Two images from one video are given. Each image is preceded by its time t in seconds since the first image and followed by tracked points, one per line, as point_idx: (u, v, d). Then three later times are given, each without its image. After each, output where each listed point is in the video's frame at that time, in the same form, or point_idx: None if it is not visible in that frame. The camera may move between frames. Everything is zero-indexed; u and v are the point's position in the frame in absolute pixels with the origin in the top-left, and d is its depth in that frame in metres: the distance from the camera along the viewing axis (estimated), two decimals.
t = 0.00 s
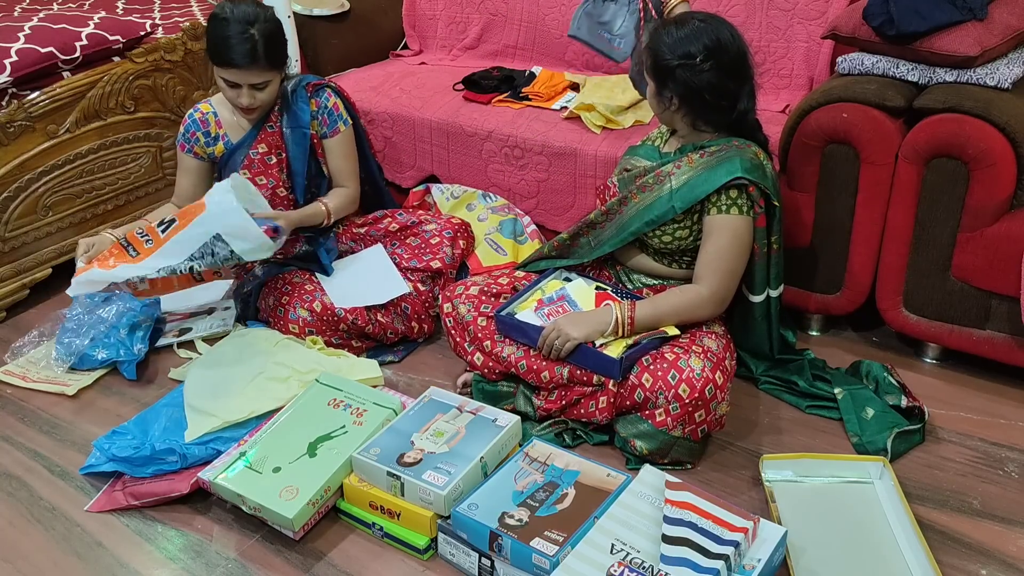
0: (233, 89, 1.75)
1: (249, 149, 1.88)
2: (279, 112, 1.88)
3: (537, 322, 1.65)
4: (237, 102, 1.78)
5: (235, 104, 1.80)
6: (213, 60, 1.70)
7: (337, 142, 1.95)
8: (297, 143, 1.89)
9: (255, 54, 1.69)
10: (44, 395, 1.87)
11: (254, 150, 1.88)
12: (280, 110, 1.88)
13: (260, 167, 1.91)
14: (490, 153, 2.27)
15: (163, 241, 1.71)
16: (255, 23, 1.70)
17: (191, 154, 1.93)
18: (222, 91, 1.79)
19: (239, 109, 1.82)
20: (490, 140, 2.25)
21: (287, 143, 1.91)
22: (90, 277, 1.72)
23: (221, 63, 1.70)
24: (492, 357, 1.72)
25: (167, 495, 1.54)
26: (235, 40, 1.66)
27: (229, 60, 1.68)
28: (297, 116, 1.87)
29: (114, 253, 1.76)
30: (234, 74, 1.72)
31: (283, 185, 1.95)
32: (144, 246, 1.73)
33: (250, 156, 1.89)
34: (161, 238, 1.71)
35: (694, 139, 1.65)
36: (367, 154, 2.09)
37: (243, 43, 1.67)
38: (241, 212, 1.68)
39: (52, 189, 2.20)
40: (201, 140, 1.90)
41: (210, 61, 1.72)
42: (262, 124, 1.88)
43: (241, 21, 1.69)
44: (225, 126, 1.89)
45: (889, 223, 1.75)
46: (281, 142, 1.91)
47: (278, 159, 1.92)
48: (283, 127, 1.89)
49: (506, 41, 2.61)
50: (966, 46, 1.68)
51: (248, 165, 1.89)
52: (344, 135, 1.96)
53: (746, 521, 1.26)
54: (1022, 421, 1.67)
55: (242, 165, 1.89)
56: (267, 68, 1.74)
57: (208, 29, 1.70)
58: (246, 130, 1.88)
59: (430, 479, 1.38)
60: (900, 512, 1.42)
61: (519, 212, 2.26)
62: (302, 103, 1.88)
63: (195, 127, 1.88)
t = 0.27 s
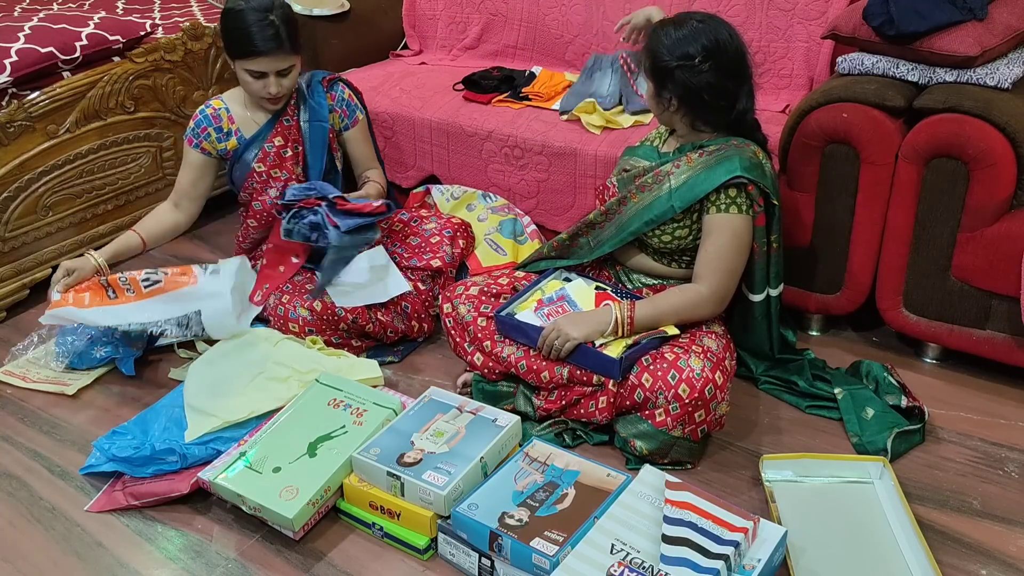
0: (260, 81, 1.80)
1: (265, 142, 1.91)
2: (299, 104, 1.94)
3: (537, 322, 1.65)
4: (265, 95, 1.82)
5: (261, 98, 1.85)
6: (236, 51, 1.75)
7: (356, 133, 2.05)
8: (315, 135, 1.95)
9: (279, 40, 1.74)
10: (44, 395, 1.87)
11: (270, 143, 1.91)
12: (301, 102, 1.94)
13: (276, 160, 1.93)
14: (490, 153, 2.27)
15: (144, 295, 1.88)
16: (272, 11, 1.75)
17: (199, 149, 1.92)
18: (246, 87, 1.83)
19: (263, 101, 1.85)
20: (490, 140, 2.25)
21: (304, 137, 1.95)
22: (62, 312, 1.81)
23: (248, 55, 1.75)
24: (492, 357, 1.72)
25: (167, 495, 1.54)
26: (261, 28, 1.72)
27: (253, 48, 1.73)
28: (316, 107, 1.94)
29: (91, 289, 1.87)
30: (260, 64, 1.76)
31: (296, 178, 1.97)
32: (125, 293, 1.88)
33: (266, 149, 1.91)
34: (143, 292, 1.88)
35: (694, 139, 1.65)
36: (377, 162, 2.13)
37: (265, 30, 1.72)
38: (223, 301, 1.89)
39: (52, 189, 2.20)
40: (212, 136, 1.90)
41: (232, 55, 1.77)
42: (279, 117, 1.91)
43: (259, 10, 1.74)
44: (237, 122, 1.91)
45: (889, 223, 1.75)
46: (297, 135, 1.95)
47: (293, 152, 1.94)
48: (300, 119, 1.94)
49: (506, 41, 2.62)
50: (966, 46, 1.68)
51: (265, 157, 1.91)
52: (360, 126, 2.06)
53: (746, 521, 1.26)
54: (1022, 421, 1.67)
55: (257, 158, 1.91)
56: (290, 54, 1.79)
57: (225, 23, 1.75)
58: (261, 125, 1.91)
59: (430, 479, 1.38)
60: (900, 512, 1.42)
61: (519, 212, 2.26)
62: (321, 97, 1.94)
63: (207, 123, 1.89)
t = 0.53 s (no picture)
0: (281, 76, 1.83)
1: (280, 136, 1.93)
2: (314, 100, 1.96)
3: (537, 322, 1.65)
4: (286, 90, 1.85)
5: (283, 93, 1.88)
6: (257, 46, 1.79)
7: (366, 131, 2.10)
8: (331, 131, 1.97)
9: (299, 33, 1.78)
10: (44, 395, 1.87)
11: (285, 137, 1.93)
12: (316, 98, 1.96)
13: (290, 154, 1.95)
14: (490, 153, 2.27)
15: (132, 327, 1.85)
16: (290, 6, 1.79)
17: (216, 146, 1.94)
18: (267, 83, 1.86)
19: (283, 96, 1.88)
20: (490, 140, 2.25)
21: (320, 132, 1.98)
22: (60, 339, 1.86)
23: (271, 48, 1.78)
24: (492, 357, 1.72)
25: (167, 495, 1.54)
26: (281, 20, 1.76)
27: (274, 42, 1.77)
28: (332, 103, 1.97)
29: (87, 315, 1.88)
30: (283, 58, 1.80)
31: (308, 173, 1.98)
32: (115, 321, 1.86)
33: (279, 143, 1.93)
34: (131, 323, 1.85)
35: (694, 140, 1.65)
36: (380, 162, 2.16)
37: (285, 24, 1.76)
38: (198, 346, 1.80)
39: (52, 189, 2.20)
40: (227, 131, 1.93)
41: (253, 51, 1.81)
42: (294, 112, 1.94)
43: (277, 5, 1.77)
44: (251, 116, 1.93)
45: (889, 223, 1.75)
46: (312, 130, 1.97)
47: (308, 146, 1.97)
48: (315, 115, 1.97)
49: (506, 41, 2.62)
50: (966, 46, 1.68)
51: (278, 151, 1.93)
52: (368, 125, 2.11)
53: (746, 521, 1.26)
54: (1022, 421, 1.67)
55: (271, 152, 1.94)
56: (309, 47, 1.83)
57: (244, 20, 1.79)
58: (276, 120, 1.93)
59: (430, 479, 1.38)
60: (900, 512, 1.42)
61: (519, 211, 2.26)
62: (337, 95, 1.97)
63: (222, 119, 1.91)
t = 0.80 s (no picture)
0: (295, 76, 1.83)
1: (294, 134, 1.94)
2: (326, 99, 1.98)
3: (537, 320, 1.65)
4: (300, 90, 1.86)
5: (296, 93, 1.88)
6: (272, 47, 1.79)
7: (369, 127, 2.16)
8: (342, 127, 2.01)
9: (313, 34, 1.79)
10: (44, 395, 1.88)
11: (299, 135, 1.95)
12: (328, 96, 1.98)
13: (304, 151, 1.97)
14: (490, 154, 2.27)
15: (129, 329, 1.85)
16: (304, 7, 1.79)
17: (237, 147, 1.92)
18: (280, 83, 1.85)
19: (297, 96, 1.88)
20: (490, 141, 2.25)
21: (331, 129, 2.01)
22: (62, 342, 1.88)
23: (286, 49, 1.78)
24: (492, 356, 1.72)
25: (167, 495, 1.54)
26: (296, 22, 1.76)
27: (288, 43, 1.77)
28: (343, 102, 2.00)
29: (87, 317, 1.88)
30: (298, 59, 1.80)
31: (322, 169, 2.02)
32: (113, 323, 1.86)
33: (294, 140, 1.95)
34: (128, 326, 1.84)
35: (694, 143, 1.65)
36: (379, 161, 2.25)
37: (299, 25, 1.77)
38: (197, 347, 1.79)
39: (52, 189, 2.21)
40: (244, 130, 1.90)
41: (268, 52, 1.81)
42: (307, 110, 1.96)
43: (291, 6, 1.78)
44: (264, 114, 1.92)
45: (889, 223, 1.75)
46: (324, 127, 2.00)
47: (320, 143, 2.00)
48: (327, 112, 1.99)
49: (506, 41, 2.62)
50: (966, 46, 1.68)
51: (293, 149, 1.95)
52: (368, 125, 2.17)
53: (746, 521, 1.26)
54: (1022, 421, 1.67)
55: (286, 150, 1.95)
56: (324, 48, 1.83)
57: (257, 21, 1.78)
58: (288, 116, 1.94)
59: (430, 479, 1.39)
60: (899, 512, 1.42)
61: (519, 212, 2.26)
62: (343, 89, 2.01)
63: (238, 117, 1.89)
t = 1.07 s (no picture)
0: (305, 78, 1.83)
1: (302, 134, 1.95)
2: (331, 101, 1.99)
3: (541, 313, 1.65)
4: (309, 91, 1.85)
5: (305, 95, 1.88)
6: (284, 49, 1.78)
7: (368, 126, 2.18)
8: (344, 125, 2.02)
9: (325, 37, 1.79)
10: (45, 395, 1.88)
11: (306, 134, 1.95)
12: (331, 97, 1.99)
13: (310, 151, 1.98)
14: (490, 154, 2.27)
15: (129, 329, 1.85)
16: (314, 9, 1.79)
17: (246, 147, 1.90)
18: (289, 85, 1.85)
19: (306, 98, 1.88)
20: (490, 141, 2.25)
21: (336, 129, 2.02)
22: (61, 342, 1.88)
23: (296, 51, 1.78)
24: (494, 356, 1.72)
25: (167, 495, 1.54)
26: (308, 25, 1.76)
27: (300, 45, 1.77)
28: (346, 101, 2.01)
29: (87, 317, 1.88)
30: (308, 61, 1.79)
31: (328, 167, 2.03)
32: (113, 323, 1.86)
33: (300, 140, 1.95)
34: (128, 326, 1.84)
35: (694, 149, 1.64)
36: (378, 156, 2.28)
37: (311, 28, 1.76)
38: (197, 346, 1.79)
39: (52, 189, 2.20)
40: (253, 130, 1.89)
41: (279, 54, 1.80)
42: (312, 110, 1.96)
43: (302, 9, 1.77)
44: (270, 114, 1.91)
45: (889, 223, 1.75)
46: (329, 127, 2.00)
47: (326, 143, 2.00)
48: (332, 111, 1.99)
49: (506, 41, 2.62)
50: (966, 46, 1.68)
51: (300, 148, 1.96)
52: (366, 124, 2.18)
53: (746, 521, 1.26)
54: (1022, 420, 1.67)
55: (292, 150, 1.95)
56: (334, 50, 1.83)
57: (268, 23, 1.78)
58: (294, 116, 1.93)
59: (430, 479, 1.38)
60: (900, 512, 1.42)
61: (519, 212, 2.26)
62: (346, 88, 2.01)
63: (246, 118, 1.88)
